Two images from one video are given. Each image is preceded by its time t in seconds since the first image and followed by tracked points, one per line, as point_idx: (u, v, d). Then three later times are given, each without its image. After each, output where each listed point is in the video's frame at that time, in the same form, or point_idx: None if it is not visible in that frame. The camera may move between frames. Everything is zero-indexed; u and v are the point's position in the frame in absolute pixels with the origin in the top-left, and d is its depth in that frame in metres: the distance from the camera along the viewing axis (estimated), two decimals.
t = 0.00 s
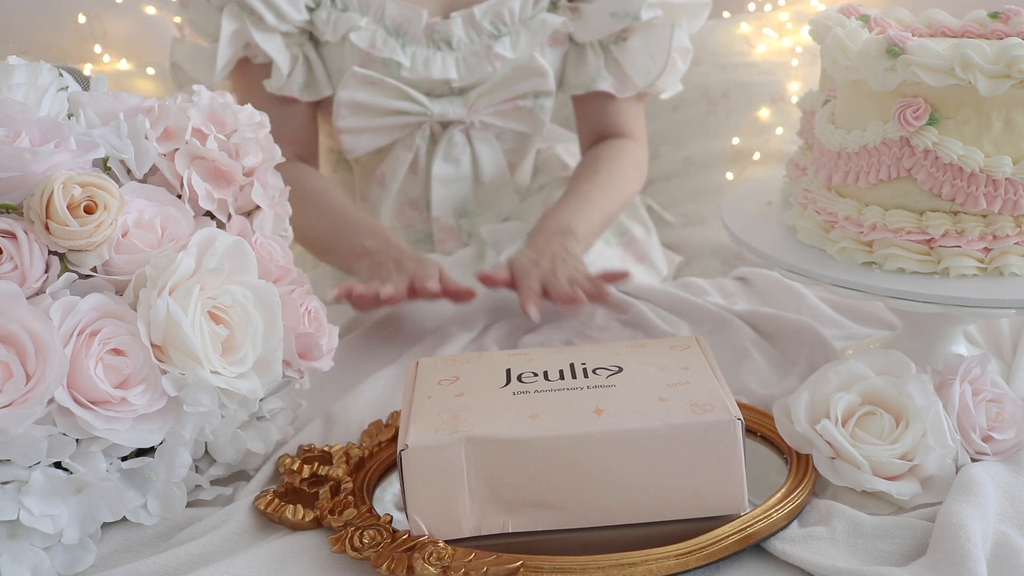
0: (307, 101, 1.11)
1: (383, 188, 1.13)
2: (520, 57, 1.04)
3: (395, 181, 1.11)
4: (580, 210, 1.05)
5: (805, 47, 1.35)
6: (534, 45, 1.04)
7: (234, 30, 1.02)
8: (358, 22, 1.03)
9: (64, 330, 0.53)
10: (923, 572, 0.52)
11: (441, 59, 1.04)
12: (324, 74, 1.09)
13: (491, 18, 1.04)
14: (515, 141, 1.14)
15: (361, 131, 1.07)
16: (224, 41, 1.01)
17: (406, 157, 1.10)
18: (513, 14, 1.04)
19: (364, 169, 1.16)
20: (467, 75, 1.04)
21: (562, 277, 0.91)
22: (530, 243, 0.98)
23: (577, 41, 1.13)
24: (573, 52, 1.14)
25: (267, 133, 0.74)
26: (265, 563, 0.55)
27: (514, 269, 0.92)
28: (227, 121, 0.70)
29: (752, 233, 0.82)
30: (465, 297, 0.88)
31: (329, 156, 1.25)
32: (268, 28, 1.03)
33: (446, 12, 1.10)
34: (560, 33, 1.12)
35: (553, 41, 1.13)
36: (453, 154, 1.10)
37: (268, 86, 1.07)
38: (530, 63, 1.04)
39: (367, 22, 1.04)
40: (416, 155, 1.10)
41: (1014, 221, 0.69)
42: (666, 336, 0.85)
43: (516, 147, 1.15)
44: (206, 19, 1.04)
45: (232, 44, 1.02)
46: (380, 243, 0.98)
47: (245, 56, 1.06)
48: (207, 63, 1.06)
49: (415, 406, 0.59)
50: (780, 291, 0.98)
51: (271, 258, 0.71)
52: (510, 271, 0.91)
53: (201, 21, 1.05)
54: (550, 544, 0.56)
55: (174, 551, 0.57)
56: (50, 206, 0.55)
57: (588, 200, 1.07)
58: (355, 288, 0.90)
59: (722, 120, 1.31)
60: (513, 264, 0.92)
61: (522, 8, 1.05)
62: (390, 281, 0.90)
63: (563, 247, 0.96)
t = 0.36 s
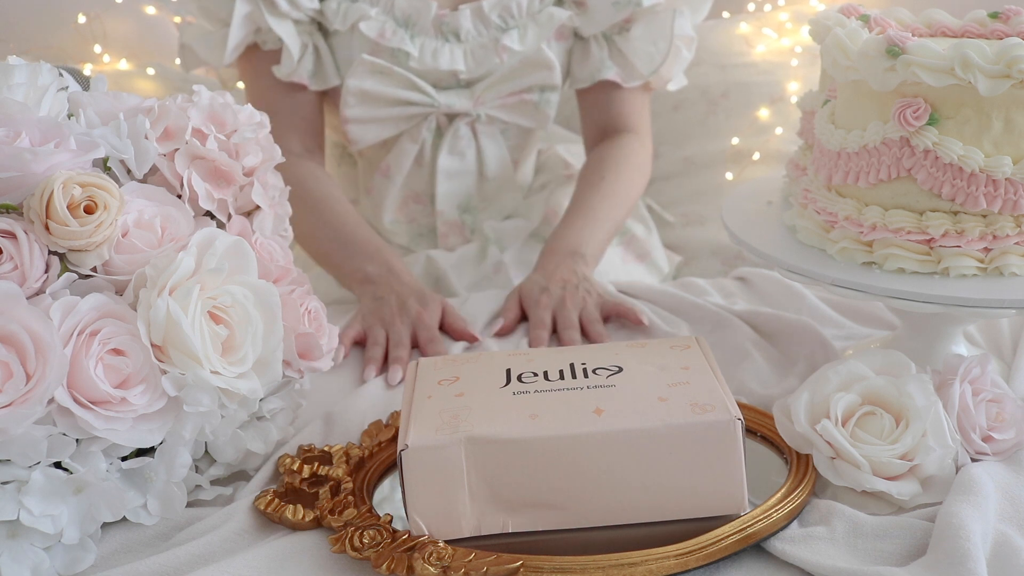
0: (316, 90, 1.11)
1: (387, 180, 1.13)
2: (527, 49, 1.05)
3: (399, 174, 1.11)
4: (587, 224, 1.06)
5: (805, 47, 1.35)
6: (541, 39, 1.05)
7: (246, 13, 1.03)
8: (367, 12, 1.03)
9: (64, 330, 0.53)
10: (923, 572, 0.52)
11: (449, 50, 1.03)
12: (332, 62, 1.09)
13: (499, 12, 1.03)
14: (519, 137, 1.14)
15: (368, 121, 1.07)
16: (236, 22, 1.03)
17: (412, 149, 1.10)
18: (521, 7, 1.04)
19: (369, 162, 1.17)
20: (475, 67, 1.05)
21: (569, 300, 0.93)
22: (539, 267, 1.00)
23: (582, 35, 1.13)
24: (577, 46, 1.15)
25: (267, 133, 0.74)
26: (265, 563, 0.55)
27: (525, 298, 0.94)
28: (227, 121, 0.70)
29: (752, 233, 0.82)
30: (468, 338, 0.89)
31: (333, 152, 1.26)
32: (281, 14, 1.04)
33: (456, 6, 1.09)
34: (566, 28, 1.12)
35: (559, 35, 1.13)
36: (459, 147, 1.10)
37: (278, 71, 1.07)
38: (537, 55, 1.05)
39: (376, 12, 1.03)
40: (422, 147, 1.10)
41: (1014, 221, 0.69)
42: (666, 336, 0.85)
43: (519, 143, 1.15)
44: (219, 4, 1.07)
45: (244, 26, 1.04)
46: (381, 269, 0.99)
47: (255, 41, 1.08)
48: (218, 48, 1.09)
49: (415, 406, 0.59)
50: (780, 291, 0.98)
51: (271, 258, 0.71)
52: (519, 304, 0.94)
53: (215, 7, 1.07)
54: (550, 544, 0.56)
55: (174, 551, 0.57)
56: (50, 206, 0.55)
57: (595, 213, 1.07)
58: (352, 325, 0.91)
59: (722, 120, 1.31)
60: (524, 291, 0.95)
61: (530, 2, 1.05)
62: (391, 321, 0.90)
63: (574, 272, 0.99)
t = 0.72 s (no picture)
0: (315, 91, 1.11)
1: (387, 182, 1.13)
2: (526, 52, 1.04)
3: (397, 176, 1.11)
4: (588, 225, 1.06)
5: (805, 46, 1.34)
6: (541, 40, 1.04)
7: (245, 14, 1.03)
8: (367, 13, 1.03)
9: (64, 330, 0.53)
10: (923, 572, 0.52)
11: (448, 52, 1.04)
12: (332, 64, 1.09)
13: (499, 13, 1.03)
14: (519, 138, 1.14)
15: (366, 122, 1.07)
16: (235, 24, 1.03)
17: (411, 150, 1.10)
18: (521, 10, 1.04)
19: (369, 163, 1.17)
20: (474, 69, 1.05)
21: (569, 300, 0.93)
22: (539, 267, 1.00)
23: (583, 38, 1.13)
24: (578, 49, 1.14)
25: (267, 133, 0.74)
26: (265, 563, 0.55)
27: (525, 298, 0.94)
28: (227, 121, 0.70)
29: (752, 233, 0.82)
30: (467, 337, 0.89)
31: (332, 152, 1.25)
32: (280, 15, 1.04)
33: (455, 6, 1.10)
34: (566, 31, 1.12)
35: (559, 38, 1.13)
36: (458, 149, 1.10)
37: (278, 73, 1.07)
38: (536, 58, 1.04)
39: (376, 13, 1.04)
40: (421, 149, 1.10)
41: (1014, 221, 0.69)
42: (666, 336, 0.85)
43: (517, 149, 1.15)
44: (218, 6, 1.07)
45: (243, 28, 1.04)
46: (380, 269, 0.99)
47: (255, 43, 1.08)
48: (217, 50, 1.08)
49: (415, 406, 0.59)
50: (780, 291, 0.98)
51: (271, 258, 0.71)
52: (519, 304, 0.94)
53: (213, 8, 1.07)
54: (550, 544, 0.56)
55: (175, 550, 0.57)
56: (50, 206, 0.55)
57: (596, 214, 1.08)
58: (352, 325, 0.91)
59: (722, 120, 1.31)
60: (524, 291, 0.95)
61: (530, 4, 1.05)
62: (390, 319, 0.90)
63: (574, 272, 0.99)
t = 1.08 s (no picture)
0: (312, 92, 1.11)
1: (385, 183, 1.13)
2: (523, 53, 1.05)
3: (395, 177, 1.11)
4: (588, 225, 1.06)
5: (806, 47, 1.34)
6: (537, 41, 1.04)
7: (242, 14, 1.03)
8: (363, 15, 1.03)
9: (64, 330, 0.53)
10: (923, 572, 0.52)
11: (444, 53, 1.04)
12: (329, 66, 1.09)
13: (495, 14, 1.03)
14: (517, 138, 1.14)
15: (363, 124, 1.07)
16: (232, 24, 1.03)
17: (408, 152, 1.10)
18: (517, 10, 1.04)
19: (367, 164, 1.16)
20: (470, 70, 1.05)
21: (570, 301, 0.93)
22: (539, 267, 1.00)
23: (581, 38, 1.13)
24: (577, 49, 1.14)
25: (267, 133, 0.74)
26: (265, 563, 0.55)
27: (525, 298, 0.94)
28: (227, 121, 0.70)
29: (752, 233, 0.82)
30: (467, 336, 0.89)
31: (331, 153, 1.25)
32: (277, 16, 1.04)
33: (451, 7, 1.11)
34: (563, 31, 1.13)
35: (556, 38, 1.13)
36: (455, 150, 1.10)
37: (273, 74, 1.07)
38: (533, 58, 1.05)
39: (372, 15, 1.04)
40: (418, 151, 1.10)
41: (1014, 221, 0.69)
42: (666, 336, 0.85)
43: (516, 147, 1.15)
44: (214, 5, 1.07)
45: (239, 28, 1.04)
46: (380, 270, 0.99)
47: (250, 43, 1.07)
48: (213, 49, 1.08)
49: (415, 405, 0.59)
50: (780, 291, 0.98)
51: (271, 258, 0.71)
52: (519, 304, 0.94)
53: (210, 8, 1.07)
54: (550, 544, 0.56)
55: (175, 550, 0.57)
56: (50, 206, 0.55)
57: (595, 214, 1.08)
58: (351, 322, 0.91)
59: (722, 120, 1.31)
60: (524, 291, 0.95)
61: (527, 5, 1.05)
62: (390, 317, 0.91)
63: (574, 272, 0.99)
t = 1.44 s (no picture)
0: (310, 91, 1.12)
1: (383, 183, 1.13)
2: (520, 50, 1.04)
3: (394, 177, 1.11)
4: (587, 225, 1.06)
5: (806, 46, 1.34)
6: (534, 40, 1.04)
7: (240, 14, 1.03)
8: (360, 14, 1.03)
9: (64, 330, 0.53)
10: (923, 572, 0.52)
11: (442, 52, 1.04)
12: (327, 65, 1.09)
13: (492, 12, 1.04)
14: (515, 137, 1.14)
15: (362, 124, 1.08)
16: (230, 24, 1.03)
17: (407, 151, 1.10)
18: (514, 9, 1.04)
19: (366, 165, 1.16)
20: (468, 67, 1.04)
21: (570, 301, 0.93)
22: (539, 267, 1.00)
23: (578, 36, 1.13)
24: (574, 47, 1.15)
25: (267, 133, 0.74)
26: (265, 563, 0.55)
27: (525, 298, 0.94)
28: (227, 121, 0.70)
29: (752, 233, 0.82)
30: (467, 336, 0.89)
31: (330, 153, 1.25)
32: (275, 15, 1.04)
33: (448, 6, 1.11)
34: (560, 29, 1.13)
35: (554, 36, 1.13)
36: (453, 149, 1.10)
37: (273, 73, 1.06)
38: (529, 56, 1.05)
39: (369, 15, 1.04)
40: (416, 150, 1.10)
41: (1014, 221, 0.69)
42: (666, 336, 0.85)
43: (514, 146, 1.15)
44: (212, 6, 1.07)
45: (237, 28, 1.04)
46: (380, 270, 0.99)
47: (249, 43, 1.07)
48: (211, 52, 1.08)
49: (415, 406, 0.59)
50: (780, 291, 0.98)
51: (271, 258, 0.71)
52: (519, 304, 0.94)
53: (208, 8, 1.07)
54: (550, 544, 0.56)
55: (175, 550, 0.57)
56: (50, 206, 0.55)
57: (595, 214, 1.08)
58: (351, 323, 0.91)
59: (723, 121, 1.31)
60: (523, 291, 0.95)
61: (523, 3, 1.05)
62: (390, 318, 0.90)
63: (573, 273, 0.99)
